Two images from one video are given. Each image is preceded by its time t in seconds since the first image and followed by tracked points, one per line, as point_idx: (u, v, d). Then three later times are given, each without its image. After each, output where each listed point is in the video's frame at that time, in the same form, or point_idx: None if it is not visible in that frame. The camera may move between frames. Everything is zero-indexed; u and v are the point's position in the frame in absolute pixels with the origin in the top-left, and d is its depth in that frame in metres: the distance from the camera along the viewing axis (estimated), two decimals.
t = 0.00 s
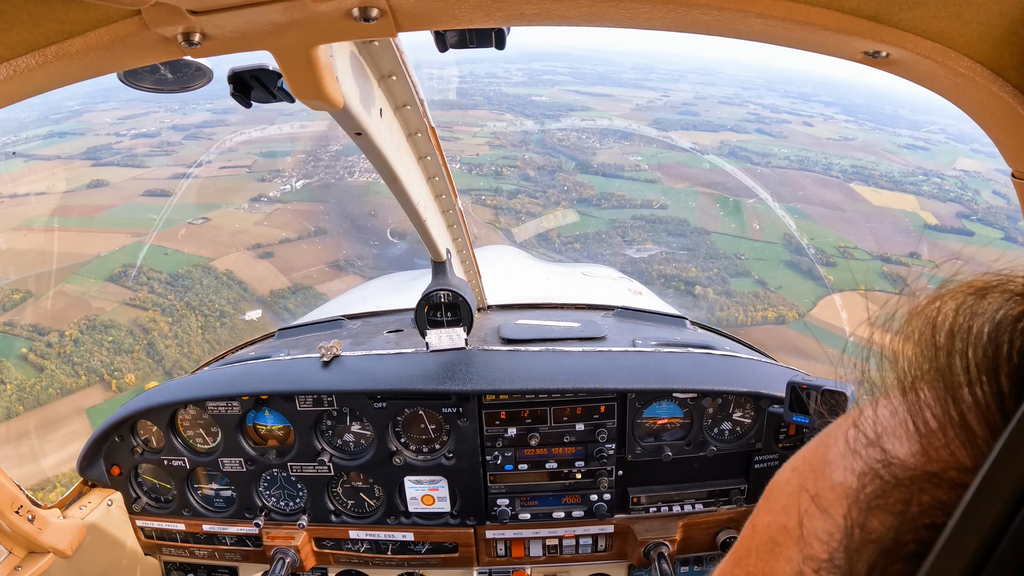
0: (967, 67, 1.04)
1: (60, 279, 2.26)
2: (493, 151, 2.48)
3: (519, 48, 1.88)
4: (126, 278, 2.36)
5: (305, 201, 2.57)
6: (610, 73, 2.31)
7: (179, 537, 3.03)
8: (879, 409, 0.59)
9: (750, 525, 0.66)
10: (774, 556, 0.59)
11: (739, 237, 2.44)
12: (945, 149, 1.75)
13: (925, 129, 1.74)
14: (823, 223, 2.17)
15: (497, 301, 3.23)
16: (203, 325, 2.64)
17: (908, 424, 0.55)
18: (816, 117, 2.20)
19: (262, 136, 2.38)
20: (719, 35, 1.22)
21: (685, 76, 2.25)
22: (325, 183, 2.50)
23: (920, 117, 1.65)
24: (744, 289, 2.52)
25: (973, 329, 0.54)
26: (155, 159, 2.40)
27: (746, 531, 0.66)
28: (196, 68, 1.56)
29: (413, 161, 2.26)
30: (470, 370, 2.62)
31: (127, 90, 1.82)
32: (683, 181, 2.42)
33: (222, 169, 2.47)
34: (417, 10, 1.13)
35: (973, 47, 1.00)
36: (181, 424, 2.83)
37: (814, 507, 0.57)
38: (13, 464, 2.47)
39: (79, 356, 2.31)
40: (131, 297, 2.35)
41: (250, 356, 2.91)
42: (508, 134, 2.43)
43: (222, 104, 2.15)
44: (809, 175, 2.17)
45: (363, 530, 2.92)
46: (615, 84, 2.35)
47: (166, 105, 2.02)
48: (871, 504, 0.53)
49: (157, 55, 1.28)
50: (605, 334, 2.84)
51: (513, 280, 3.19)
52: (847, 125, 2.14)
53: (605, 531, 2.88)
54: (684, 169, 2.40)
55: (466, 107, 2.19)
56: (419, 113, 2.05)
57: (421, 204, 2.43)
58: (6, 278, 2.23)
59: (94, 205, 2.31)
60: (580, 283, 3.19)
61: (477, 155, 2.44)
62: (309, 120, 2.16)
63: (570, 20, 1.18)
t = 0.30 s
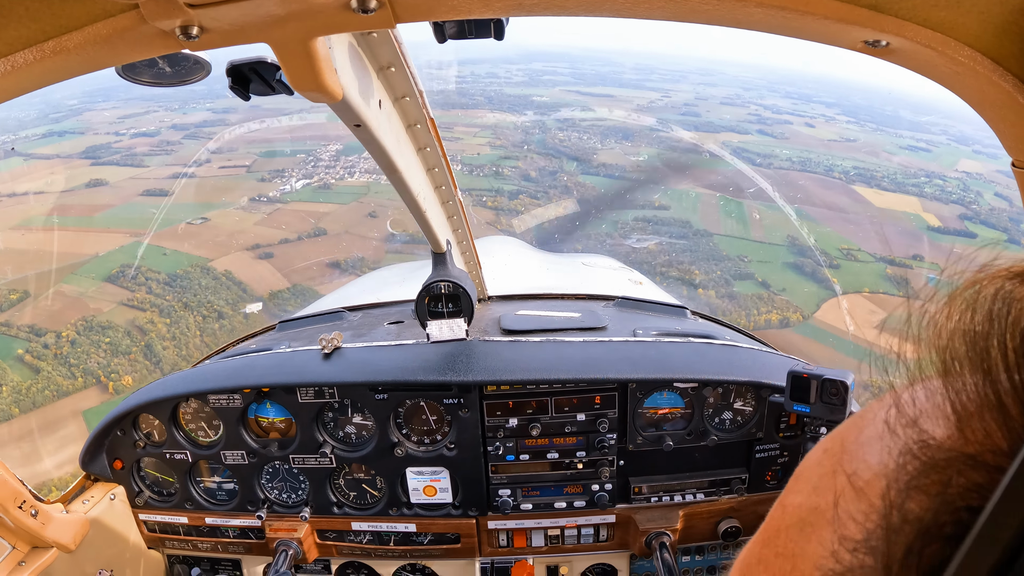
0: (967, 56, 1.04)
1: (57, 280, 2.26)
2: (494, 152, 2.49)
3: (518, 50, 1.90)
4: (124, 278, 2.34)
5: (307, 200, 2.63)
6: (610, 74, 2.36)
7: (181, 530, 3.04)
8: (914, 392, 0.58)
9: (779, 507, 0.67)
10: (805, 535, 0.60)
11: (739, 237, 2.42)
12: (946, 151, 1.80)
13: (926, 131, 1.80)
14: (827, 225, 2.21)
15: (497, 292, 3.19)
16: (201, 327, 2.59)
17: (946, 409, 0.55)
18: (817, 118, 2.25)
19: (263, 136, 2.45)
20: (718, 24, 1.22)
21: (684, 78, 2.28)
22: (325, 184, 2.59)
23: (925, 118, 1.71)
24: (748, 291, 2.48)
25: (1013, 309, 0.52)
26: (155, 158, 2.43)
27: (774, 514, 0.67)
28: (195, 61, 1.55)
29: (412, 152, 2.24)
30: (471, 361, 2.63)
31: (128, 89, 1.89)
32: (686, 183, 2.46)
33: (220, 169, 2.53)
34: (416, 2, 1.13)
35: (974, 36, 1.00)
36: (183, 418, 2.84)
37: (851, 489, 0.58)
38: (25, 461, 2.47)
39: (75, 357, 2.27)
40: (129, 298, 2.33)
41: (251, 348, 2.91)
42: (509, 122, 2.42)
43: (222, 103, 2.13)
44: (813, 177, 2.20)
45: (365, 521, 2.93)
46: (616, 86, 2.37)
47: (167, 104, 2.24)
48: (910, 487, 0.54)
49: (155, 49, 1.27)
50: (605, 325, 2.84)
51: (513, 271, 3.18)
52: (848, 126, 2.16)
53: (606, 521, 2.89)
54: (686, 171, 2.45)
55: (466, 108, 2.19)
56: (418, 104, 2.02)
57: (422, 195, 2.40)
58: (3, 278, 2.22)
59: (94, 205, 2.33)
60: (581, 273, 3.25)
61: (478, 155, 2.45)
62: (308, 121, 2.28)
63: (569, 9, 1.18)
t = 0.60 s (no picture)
0: (966, 46, 1.08)
1: (54, 280, 2.23)
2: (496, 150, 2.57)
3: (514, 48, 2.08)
4: (122, 278, 2.33)
5: (309, 201, 2.65)
6: (611, 74, 2.36)
7: (181, 521, 3.05)
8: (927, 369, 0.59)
9: (794, 482, 0.70)
10: (818, 509, 0.63)
11: (745, 243, 2.46)
12: (948, 152, 1.78)
13: (927, 132, 1.81)
14: (831, 228, 2.21)
15: (495, 280, 3.21)
16: (198, 328, 2.72)
17: (958, 387, 0.56)
18: (818, 120, 2.17)
19: (262, 136, 2.51)
20: (713, 13, 1.24)
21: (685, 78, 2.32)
22: (325, 184, 2.62)
23: (921, 119, 1.79)
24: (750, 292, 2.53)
25: None
26: (155, 158, 2.39)
27: (790, 489, 0.70)
28: (192, 52, 1.57)
29: (410, 141, 2.21)
30: (469, 350, 2.63)
31: (130, 89, 1.99)
32: (687, 185, 2.47)
33: (221, 169, 2.52)
34: None
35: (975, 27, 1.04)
36: (182, 409, 2.84)
37: (861, 464, 0.60)
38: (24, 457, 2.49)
39: (73, 360, 2.34)
40: (127, 299, 2.33)
41: (248, 340, 2.90)
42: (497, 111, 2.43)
43: (222, 103, 2.28)
44: (815, 178, 2.18)
45: (365, 511, 2.94)
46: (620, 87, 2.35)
47: (166, 102, 2.16)
48: (917, 460, 0.55)
49: (151, 40, 1.27)
50: (604, 314, 2.84)
51: (512, 260, 3.17)
52: (851, 129, 2.10)
53: (606, 509, 2.90)
54: (688, 170, 2.44)
55: (468, 108, 2.30)
56: (416, 94, 2.02)
57: (420, 184, 2.38)
58: None
59: (90, 205, 2.28)
60: (579, 262, 3.19)
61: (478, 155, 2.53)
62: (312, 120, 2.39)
63: None
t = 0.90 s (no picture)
0: (965, 40, 1.13)
1: (52, 281, 2.21)
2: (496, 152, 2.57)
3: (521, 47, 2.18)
4: (120, 279, 2.35)
5: (311, 201, 2.66)
6: (612, 74, 2.37)
7: (176, 510, 3.06)
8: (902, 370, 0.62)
9: (777, 475, 0.75)
10: (795, 499, 0.67)
11: (745, 243, 2.45)
12: (953, 155, 1.78)
13: (929, 133, 1.85)
14: (832, 229, 2.15)
15: (491, 270, 3.19)
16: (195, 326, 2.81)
17: (930, 384, 0.58)
18: (820, 121, 2.18)
19: (262, 137, 2.51)
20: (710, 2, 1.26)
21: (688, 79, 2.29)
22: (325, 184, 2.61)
23: (924, 121, 1.84)
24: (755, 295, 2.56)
25: (1001, 291, 0.55)
26: (155, 158, 2.38)
27: (774, 483, 0.75)
28: (187, 39, 1.55)
29: (406, 130, 2.21)
30: (465, 339, 2.62)
31: (132, 88, 2.07)
32: (690, 185, 2.43)
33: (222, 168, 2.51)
34: None
35: (972, 20, 1.09)
36: (178, 398, 2.84)
37: (836, 457, 0.64)
38: (20, 447, 2.46)
39: (70, 362, 2.36)
40: (125, 300, 2.36)
41: (244, 328, 2.90)
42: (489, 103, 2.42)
43: (224, 103, 2.30)
44: (816, 179, 2.18)
45: (360, 499, 2.94)
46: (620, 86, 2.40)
47: (168, 102, 2.20)
48: (886, 453, 0.58)
49: (147, 27, 1.27)
50: (599, 304, 2.85)
51: (507, 249, 3.15)
52: (852, 129, 2.12)
53: (600, 499, 2.91)
54: (690, 171, 2.42)
55: (470, 106, 2.33)
56: (412, 82, 2.01)
57: (416, 172, 2.37)
58: None
59: (87, 205, 2.26)
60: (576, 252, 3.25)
61: (479, 156, 2.55)
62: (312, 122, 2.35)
63: None
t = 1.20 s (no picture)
0: (960, 40, 1.14)
1: (49, 282, 2.20)
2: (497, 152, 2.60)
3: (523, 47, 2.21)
4: (120, 280, 2.30)
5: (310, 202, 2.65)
6: (612, 74, 2.37)
7: (170, 505, 3.06)
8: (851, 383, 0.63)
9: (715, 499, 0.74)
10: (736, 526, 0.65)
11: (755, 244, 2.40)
12: (954, 155, 1.69)
13: (931, 134, 1.77)
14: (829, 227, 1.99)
15: (486, 267, 3.20)
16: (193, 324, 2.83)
17: (876, 402, 0.59)
18: (823, 121, 2.12)
19: (261, 136, 2.55)
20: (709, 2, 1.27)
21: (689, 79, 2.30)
22: (326, 184, 2.62)
23: (926, 121, 1.76)
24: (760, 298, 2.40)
25: (951, 305, 0.58)
26: (154, 157, 2.36)
27: (721, 500, 0.73)
28: (183, 34, 1.54)
29: (402, 127, 2.20)
30: (459, 335, 2.62)
31: (132, 87, 2.16)
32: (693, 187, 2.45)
33: (220, 168, 2.50)
34: None
35: (969, 21, 1.10)
36: (172, 393, 2.84)
37: (784, 479, 0.62)
38: (19, 450, 2.48)
39: (68, 364, 2.36)
40: (124, 301, 2.33)
41: (239, 324, 2.89)
42: (488, 99, 2.45)
43: (224, 102, 2.31)
44: (819, 181, 2.07)
45: (354, 495, 2.95)
46: (619, 85, 2.40)
47: (169, 102, 2.25)
48: (842, 477, 0.57)
49: (143, 21, 1.27)
50: (593, 301, 2.85)
51: (502, 246, 3.18)
52: (854, 130, 2.03)
53: (594, 496, 2.91)
54: (694, 174, 2.39)
55: (472, 108, 2.40)
56: (408, 78, 2.00)
57: (411, 168, 2.36)
58: None
59: (85, 204, 2.25)
60: (569, 249, 3.20)
61: (483, 155, 2.60)
62: (312, 120, 2.37)
63: None
